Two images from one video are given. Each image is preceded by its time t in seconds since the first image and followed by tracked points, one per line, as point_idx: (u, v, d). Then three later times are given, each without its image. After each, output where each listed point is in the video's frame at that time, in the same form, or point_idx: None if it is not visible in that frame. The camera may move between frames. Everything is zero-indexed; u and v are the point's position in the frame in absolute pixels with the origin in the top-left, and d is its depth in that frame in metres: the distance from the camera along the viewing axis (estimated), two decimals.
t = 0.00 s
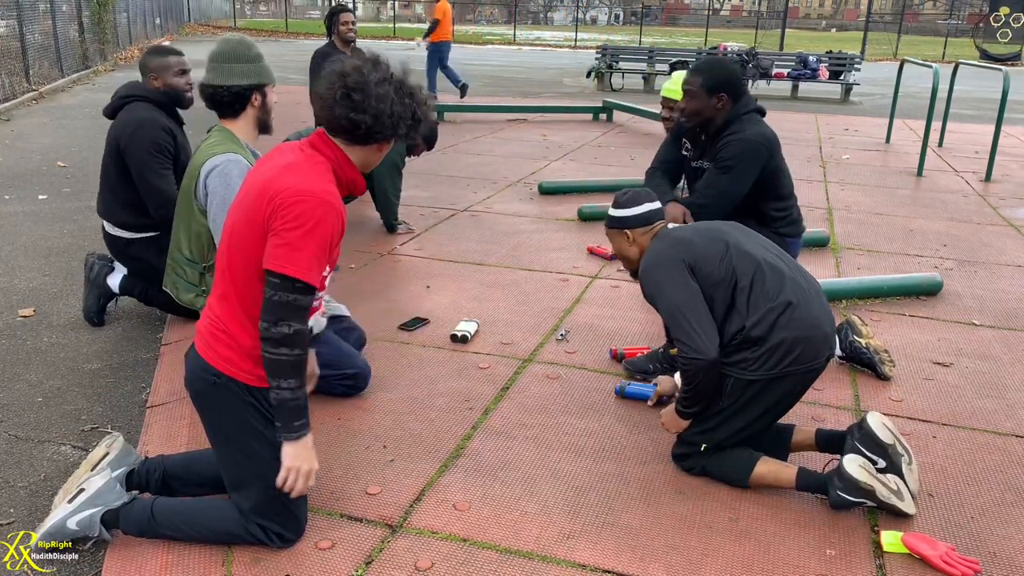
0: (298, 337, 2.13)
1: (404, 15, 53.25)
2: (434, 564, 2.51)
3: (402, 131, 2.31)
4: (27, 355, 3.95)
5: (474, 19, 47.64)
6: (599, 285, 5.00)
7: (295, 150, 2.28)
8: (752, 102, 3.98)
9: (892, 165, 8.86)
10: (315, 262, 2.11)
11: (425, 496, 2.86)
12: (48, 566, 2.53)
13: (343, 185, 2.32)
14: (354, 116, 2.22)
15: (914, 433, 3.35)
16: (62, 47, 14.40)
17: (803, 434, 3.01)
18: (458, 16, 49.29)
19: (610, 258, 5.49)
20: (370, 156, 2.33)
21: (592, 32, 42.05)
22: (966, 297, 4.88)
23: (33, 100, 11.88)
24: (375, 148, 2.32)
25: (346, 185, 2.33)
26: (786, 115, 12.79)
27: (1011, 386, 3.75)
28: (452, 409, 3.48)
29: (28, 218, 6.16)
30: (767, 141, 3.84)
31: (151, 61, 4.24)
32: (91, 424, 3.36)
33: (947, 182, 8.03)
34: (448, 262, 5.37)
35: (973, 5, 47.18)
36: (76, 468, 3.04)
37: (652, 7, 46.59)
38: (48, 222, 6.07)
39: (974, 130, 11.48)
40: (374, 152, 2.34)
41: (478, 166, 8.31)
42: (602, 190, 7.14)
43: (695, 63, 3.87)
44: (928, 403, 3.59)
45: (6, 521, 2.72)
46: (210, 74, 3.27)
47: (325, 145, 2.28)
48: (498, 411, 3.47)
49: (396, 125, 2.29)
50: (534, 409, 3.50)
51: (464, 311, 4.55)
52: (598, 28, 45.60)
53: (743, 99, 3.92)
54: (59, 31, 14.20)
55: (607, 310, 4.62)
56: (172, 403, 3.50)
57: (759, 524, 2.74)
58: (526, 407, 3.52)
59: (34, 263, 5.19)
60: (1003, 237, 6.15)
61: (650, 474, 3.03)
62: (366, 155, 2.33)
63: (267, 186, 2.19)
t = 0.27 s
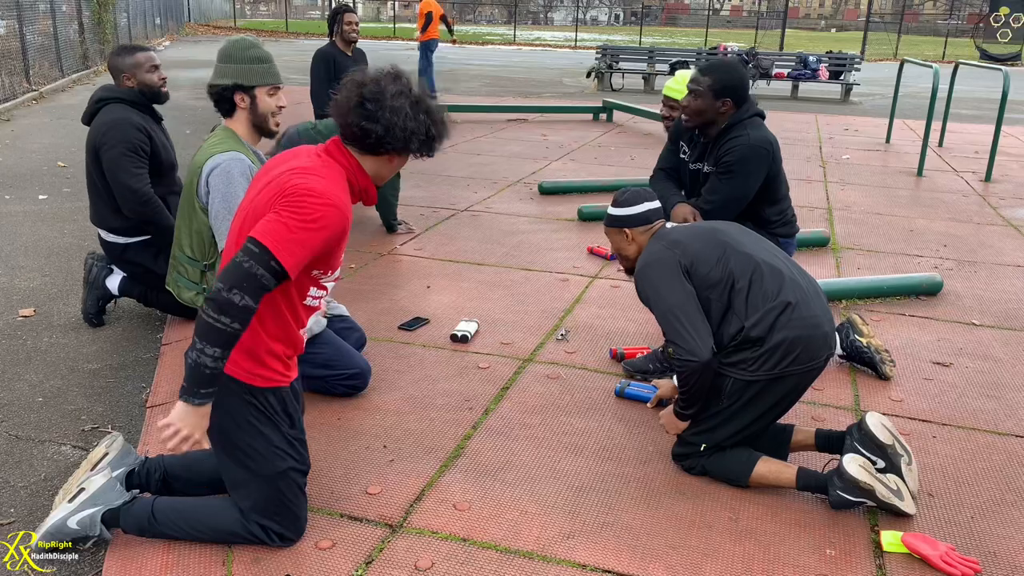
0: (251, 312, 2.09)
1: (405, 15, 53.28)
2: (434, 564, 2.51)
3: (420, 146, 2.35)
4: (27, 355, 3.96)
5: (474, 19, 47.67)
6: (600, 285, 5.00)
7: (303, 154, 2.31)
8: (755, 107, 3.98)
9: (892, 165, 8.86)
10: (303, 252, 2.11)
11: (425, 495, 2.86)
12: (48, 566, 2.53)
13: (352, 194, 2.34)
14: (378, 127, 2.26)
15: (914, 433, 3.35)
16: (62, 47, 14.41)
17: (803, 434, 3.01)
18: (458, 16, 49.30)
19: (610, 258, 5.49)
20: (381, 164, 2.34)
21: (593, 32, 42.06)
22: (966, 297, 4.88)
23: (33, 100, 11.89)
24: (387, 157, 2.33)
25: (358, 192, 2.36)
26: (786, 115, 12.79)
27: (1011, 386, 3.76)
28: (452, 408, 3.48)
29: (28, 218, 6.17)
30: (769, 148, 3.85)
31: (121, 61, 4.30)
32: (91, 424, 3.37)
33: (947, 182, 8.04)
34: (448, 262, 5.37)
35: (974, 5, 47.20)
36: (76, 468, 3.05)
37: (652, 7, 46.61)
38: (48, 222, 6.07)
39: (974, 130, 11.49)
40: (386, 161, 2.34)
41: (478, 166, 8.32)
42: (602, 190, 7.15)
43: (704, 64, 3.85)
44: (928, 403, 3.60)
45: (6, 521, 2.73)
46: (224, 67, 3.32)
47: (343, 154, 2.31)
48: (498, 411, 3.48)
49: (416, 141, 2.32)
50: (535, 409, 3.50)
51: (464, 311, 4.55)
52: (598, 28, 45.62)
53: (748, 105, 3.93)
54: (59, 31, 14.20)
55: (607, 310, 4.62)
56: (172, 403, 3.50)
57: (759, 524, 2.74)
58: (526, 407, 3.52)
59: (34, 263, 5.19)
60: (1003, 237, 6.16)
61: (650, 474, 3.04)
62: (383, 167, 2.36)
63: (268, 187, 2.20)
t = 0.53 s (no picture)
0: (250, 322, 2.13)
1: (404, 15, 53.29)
2: (434, 564, 2.51)
3: (412, 144, 2.29)
4: (27, 355, 3.96)
5: (474, 19, 47.69)
6: (600, 285, 4.99)
7: (299, 154, 2.30)
8: (754, 116, 3.97)
9: (892, 165, 8.87)
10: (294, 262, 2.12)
11: (425, 495, 2.86)
12: (48, 566, 2.53)
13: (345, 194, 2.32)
14: (370, 116, 2.25)
15: (914, 433, 3.35)
16: (62, 47, 14.41)
17: (803, 433, 3.01)
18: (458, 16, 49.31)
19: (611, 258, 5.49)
20: (372, 159, 2.31)
21: (592, 32, 42.06)
22: (966, 296, 4.88)
23: (33, 100, 11.89)
24: (376, 149, 2.30)
25: (351, 193, 2.33)
26: (787, 115, 12.80)
27: (1011, 386, 3.76)
28: (452, 408, 3.48)
29: (28, 218, 6.17)
30: (764, 160, 3.84)
31: (116, 61, 4.26)
32: (91, 424, 3.37)
33: (947, 182, 8.04)
34: (448, 262, 5.37)
35: (974, 6, 47.18)
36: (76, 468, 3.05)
37: (652, 7, 46.62)
38: (48, 222, 6.07)
39: (974, 130, 11.49)
40: (376, 155, 2.31)
41: (478, 166, 8.32)
42: (602, 190, 7.14)
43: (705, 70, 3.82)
44: (928, 403, 3.59)
45: (6, 521, 2.73)
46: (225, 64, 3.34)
47: (340, 153, 2.30)
48: (498, 411, 3.47)
49: (406, 135, 2.27)
50: (535, 409, 3.50)
51: (464, 311, 4.55)
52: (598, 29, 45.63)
53: (746, 114, 3.91)
54: (60, 31, 14.21)
55: (607, 310, 4.62)
56: (172, 403, 3.50)
57: (759, 524, 2.74)
58: (526, 407, 3.52)
59: (34, 263, 5.19)
60: (1003, 237, 6.16)
61: (650, 474, 3.04)
62: (375, 165, 2.32)
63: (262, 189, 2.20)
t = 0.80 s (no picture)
0: (276, 340, 2.15)
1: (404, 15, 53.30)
2: (434, 564, 2.51)
3: (403, 149, 2.29)
4: (27, 355, 3.96)
5: (474, 19, 47.71)
6: (600, 285, 4.99)
7: (289, 157, 2.29)
8: (749, 119, 3.95)
9: (892, 165, 8.87)
10: (302, 274, 2.12)
11: (425, 495, 2.86)
12: (48, 566, 2.53)
13: (338, 199, 2.30)
14: (360, 120, 2.25)
15: (914, 433, 3.35)
16: (62, 47, 14.41)
17: (803, 434, 3.01)
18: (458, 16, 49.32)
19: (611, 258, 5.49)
20: (364, 164, 2.30)
21: (592, 32, 42.07)
22: (966, 296, 4.89)
23: (33, 100, 11.89)
24: (367, 153, 2.28)
25: (342, 197, 2.32)
26: (787, 115, 12.81)
27: (1011, 386, 3.76)
28: (452, 408, 3.49)
29: (28, 218, 6.17)
30: (767, 162, 3.84)
31: (122, 60, 4.26)
32: (91, 424, 3.37)
33: (947, 182, 8.04)
34: (448, 262, 5.37)
35: (974, 6, 47.18)
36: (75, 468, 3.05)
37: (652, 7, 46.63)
38: (48, 222, 6.07)
39: (974, 130, 11.50)
40: (367, 159, 2.30)
41: (478, 166, 8.32)
42: (602, 190, 7.15)
43: (697, 85, 3.76)
44: (928, 403, 3.60)
45: (6, 521, 2.73)
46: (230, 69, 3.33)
47: (330, 156, 2.29)
48: (498, 411, 3.48)
49: (397, 139, 2.26)
50: (535, 409, 3.50)
51: (464, 311, 4.55)
52: (598, 29, 45.64)
53: (743, 118, 3.89)
54: (60, 31, 14.22)
55: (607, 310, 4.62)
56: (172, 403, 3.50)
57: (759, 524, 2.74)
58: (526, 407, 3.52)
59: (34, 263, 5.19)
60: (1002, 237, 6.16)
61: (650, 474, 3.04)
62: (365, 170, 2.31)
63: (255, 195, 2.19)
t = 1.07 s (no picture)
0: (310, 343, 2.23)
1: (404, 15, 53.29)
2: (434, 564, 2.51)
3: (402, 153, 2.27)
4: (27, 355, 3.96)
5: (474, 19, 47.72)
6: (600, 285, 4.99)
7: (286, 160, 2.27)
8: (746, 116, 3.94)
9: (892, 165, 8.86)
10: (315, 276, 2.15)
11: (425, 495, 2.86)
12: (48, 566, 2.54)
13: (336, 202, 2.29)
14: (360, 123, 2.22)
15: (914, 433, 3.35)
16: (62, 47, 14.41)
17: (803, 433, 3.01)
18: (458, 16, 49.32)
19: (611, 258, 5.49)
20: (362, 168, 2.28)
21: (592, 32, 42.05)
22: (966, 296, 4.89)
23: (33, 100, 11.88)
24: (365, 156, 2.26)
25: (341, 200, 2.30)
26: (787, 115, 12.81)
27: (1011, 386, 3.76)
28: (452, 409, 3.48)
29: (28, 218, 6.17)
30: (769, 159, 3.84)
31: (126, 59, 4.24)
32: (91, 424, 3.37)
33: (947, 182, 8.04)
34: (448, 262, 5.37)
35: (973, 6, 47.17)
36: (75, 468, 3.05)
37: (652, 7, 46.62)
38: (48, 222, 6.07)
39: (974, 130, 11.49)
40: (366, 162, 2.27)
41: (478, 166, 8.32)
42: (602, 190, 7.14)
43: (697, 94, 3.72)
44: (928, 403, 3.59)
45: (6, 521, 2.73)
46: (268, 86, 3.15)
47: (327, 158, 2.27)
48: (498, 411, 3.47)
49: (397, 144, 2.25)
50: (535, 409, 3.50)
51: (464, 311, 4.55)
52: (598, 29, 45.64)
53: (743, 118, 3.87)
54: (60, 31, 14.22)
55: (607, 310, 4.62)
56: (172, 403, 3.50)
57: (759, 524, 2.74)
58: (526, 407, 3.52)
59: (34, 263, 5.19)
60: (1002, 237, 6.16)
61: (650, 474, 3.04)
62: (365, 174, 2.28)
63: (256, 200, 2.18)
